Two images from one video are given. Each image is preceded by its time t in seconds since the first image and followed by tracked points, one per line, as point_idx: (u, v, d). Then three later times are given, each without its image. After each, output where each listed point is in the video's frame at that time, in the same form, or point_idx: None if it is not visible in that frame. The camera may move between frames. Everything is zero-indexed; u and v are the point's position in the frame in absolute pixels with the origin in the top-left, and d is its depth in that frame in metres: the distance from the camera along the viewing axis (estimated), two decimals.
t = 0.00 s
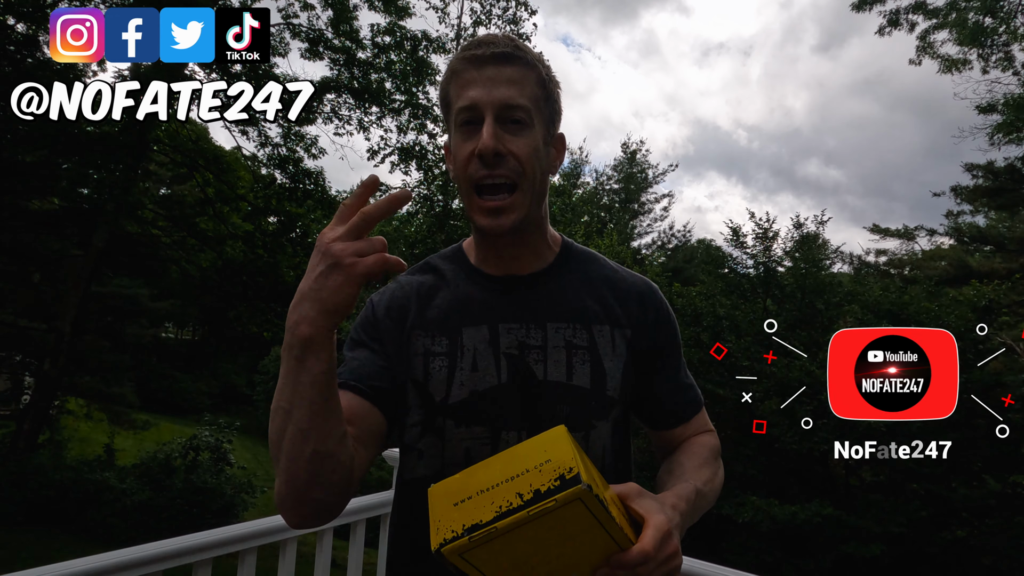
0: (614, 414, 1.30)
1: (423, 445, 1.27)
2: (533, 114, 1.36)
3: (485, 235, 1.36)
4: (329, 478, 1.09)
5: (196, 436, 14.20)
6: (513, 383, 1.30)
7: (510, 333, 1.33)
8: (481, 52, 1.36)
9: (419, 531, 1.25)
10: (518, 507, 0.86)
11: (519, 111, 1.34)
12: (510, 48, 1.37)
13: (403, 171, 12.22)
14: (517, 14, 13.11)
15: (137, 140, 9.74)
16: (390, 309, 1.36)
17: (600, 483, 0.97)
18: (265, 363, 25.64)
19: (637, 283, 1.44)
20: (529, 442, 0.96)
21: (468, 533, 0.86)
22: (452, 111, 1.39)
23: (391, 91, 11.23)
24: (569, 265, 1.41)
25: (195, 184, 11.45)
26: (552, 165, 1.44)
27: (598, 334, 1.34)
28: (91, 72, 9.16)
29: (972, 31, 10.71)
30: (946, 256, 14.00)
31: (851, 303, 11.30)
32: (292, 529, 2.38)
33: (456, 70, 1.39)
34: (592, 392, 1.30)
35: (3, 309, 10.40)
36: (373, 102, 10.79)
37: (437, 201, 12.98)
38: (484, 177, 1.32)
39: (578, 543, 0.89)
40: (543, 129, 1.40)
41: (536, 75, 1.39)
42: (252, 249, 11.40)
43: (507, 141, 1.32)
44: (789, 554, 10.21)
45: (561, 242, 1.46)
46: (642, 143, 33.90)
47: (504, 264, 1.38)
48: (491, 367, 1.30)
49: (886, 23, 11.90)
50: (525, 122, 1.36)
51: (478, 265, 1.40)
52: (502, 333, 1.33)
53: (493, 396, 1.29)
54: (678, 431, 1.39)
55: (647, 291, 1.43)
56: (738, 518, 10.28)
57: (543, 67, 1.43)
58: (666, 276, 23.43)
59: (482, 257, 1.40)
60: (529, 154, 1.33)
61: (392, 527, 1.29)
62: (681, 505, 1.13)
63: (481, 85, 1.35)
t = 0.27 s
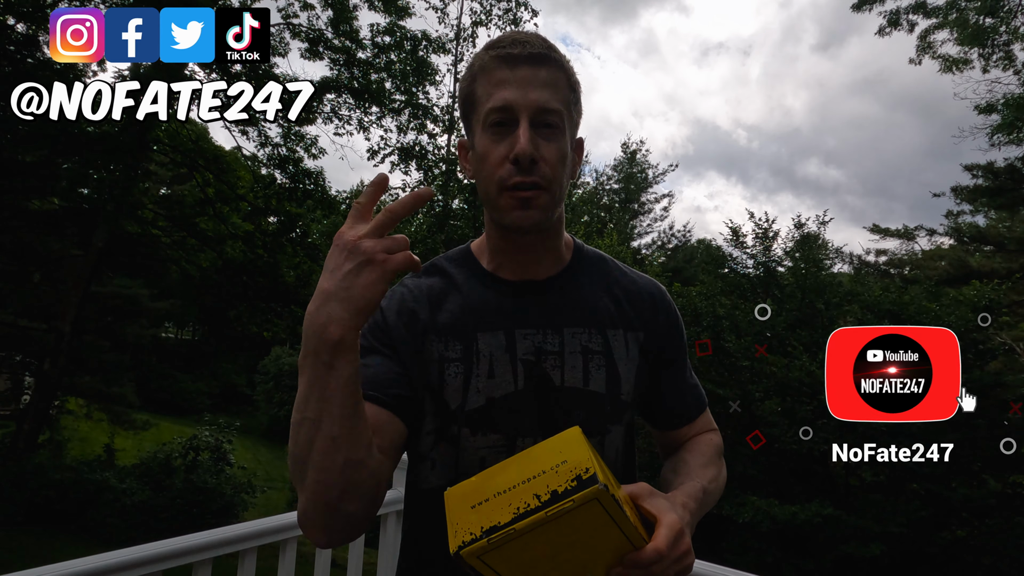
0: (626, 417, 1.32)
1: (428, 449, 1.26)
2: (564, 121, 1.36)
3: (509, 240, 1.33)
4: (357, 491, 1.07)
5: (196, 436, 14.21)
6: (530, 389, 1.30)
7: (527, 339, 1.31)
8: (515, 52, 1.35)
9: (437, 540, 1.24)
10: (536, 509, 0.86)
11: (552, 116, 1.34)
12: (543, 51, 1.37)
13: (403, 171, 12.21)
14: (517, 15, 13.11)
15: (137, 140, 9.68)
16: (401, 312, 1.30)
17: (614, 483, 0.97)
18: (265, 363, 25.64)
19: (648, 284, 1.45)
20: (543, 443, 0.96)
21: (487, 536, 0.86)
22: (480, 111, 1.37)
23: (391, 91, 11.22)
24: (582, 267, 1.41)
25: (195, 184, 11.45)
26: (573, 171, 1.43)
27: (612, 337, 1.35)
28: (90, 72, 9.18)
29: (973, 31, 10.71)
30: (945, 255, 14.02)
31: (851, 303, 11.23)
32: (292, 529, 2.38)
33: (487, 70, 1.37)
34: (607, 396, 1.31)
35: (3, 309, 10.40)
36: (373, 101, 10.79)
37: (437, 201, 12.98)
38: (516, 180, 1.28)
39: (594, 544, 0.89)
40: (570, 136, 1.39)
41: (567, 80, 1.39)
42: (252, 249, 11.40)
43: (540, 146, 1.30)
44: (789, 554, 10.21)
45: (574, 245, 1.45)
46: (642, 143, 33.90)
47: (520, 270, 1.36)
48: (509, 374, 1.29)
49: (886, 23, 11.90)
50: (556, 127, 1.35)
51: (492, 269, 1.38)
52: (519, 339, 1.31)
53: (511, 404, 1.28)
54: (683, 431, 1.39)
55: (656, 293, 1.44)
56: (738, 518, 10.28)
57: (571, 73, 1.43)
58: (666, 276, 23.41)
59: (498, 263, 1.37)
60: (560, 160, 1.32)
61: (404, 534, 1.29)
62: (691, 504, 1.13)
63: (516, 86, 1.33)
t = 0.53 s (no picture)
0: (631, 423, 1.31)
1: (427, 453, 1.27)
2: (593, 135, 1.35)
3: (530, 251, 1.32)
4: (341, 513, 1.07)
5: (196, 436, 14.21)
6: (536, 395, 1.31)
7: (532, 345, 1.33)
8: (552, 61, 1.32)
9: (439, 545, 1.24)
10: (539, 519, 0.85)
11: (584, 130, 1.33)
12: (576, 60, 1.35)
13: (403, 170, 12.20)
14: (517, 15, 13.10)
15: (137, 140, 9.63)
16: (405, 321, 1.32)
17: (619, 491, 0.96)
18: (265, 363, 25.64)
19: (652, 288, 1.44)
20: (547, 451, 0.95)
21: (490, 545, 0.85)
22: (511, 116, 1.34)
23: (391, 91, 11.22)
24: (589, 271, 1.40)
25: (195, 184, 11.45)
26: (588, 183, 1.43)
27: (618, 343, 1.34)
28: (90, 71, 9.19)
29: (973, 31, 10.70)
30: (945, 255, 14.07)
31: (852, 304, 11.26)
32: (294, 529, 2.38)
33: (521, 74, 1.34)
34: (612, 402, 1.31)
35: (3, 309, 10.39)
36: (373, 101, 10.79)
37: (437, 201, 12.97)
38: (550, 195, 1.28)
39: (598, 551, 0.88)
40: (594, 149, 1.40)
41: (596, 92, 1.38)
42: (252, 249, 11.40)
43: (573, 161, 1.30)
44: (789, 554, 10.21)
45: (580, 249, 1.45)
46: (642, 143, 33.89)
47: (529, 277, 1.36)
48: (514, 381, 1.31)
49: (885, 23, 11.90)
50: (586, 141, 1.35)
51: (501, 276, 1.38)
52: (524, 345, 1.32)
53: (518, 411, 1.30)
54: (686, 433, 1.37)
55: (661, 296, 1.43)
56: (738, 518, 10.28)
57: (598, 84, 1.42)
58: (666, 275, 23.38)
59: (508, 270, 1.37)
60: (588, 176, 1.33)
61: (408, 538, 1.28)
62: (695, 508, 1.12)
63: (551, 96, 1.31)
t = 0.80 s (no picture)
0: (621, 417, 1.27)
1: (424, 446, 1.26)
2: (557, 117, 1.34)
3: (503, 236, 1.32)
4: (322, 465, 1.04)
5: (196, 436, 14.23)
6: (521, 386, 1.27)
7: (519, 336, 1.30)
8: (508, 49, 1.33)
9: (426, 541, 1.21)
10: (500, 509, 0.84)
11: (545, 111, 1.33)
12: (535, 46, 1.35)
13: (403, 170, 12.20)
14: (517, 14, 13.11)
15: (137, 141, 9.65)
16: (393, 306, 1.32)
17: (591, 483, 0.95)
18: (265, 363, 25.66)
19: (646, 282, 1.40)
20: (515, 445, 0.95)
21: (452, 536, 0.84)
22: (475, 108, 1.36)
23: (391, 91, 11.23)
24: (579, 264, 1.38)
25: (196, 184, 11.45)
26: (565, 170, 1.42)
27: (606, 336, 1.31)
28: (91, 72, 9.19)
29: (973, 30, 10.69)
30: (946, 255, 14.04)
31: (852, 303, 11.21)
32: (293, 528, 2.38)
33: (481, 67, 1.36)
34: (600, 395, 1.27)
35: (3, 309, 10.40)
36: (373, 101, 10.79)
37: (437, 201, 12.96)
38: (512, 176, 1.29)
39: (566, 544, 0.87)
40: (564, 132, 1.38)
41: (559, 76, 1.38)
42: (252, 249, 11.40)
43: (534, 142, 1.30)
44: (789, 553, 10.21)
45: (570, 242, 1.42)
46: (642, 143, 33.89)
47: (514, 268, 1.35)
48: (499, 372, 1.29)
49: (886, 22, 11.90)
50: (550, 122, 1.34)
51: (489, 268, 1.38)
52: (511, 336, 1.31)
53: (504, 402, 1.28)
54: (687, 433, 1.31)
55: (655, 290, 1.38)
56: (738, 518, 10.29)
57: (563, 70, 1.41)
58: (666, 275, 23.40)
59: (493, 261, 1.37)
60: (554, 155, 1.32)
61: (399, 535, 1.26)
62: (682, 507, 1.08)
63: (509, 82, 1.32)
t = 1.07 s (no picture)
0: (610, 412, 1.25)
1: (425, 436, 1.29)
2: (526, 112, 1.34)
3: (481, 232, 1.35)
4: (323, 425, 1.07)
5: (196, 437, 14.24)
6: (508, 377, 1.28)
7: (505, 326, 1.31)
8: (475, 54, 1.35)
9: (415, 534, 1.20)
10: (439, 488, 0.83)
11: (513, 109, 1.33)
12: (503, 46, 1.36)
13: (403, 170, 12.20)
14: (517, 15, 13.11)
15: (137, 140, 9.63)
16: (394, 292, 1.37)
17: (550, 470, 0.92)
18: (265, 362, 25.66)
19: (640, 277, 1.36)
20: (466, 427, 0.95)
21: (397, 514, 0.85)
22: (448, 111, 1.39)
23: (391, 91, 11.22)
24: (568, 257, 1.37)
25: (195, 183, 11.46)
26: (546, 165, 1.42)
27: (595, 330, 1.29)
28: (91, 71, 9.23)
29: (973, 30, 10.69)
30: (946, 255, 13.98)
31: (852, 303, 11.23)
32: (293, 528, 2.38)
33: (452, 72, 1.38)
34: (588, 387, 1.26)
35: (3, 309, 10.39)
36: (373, 101, 10.79)
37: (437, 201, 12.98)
38: (481, 171, 1.31)
39: (514, 526, 0.85)
40: (539, 128, 1.38)
41: (529, 73, 1.38)
42: (252, 249, 11.39)
43: (502, 138, 1.31)
44: (789, 553, 10.21)
45: (562, 239, 1.42)
46: (642, 143, 33.88)
47: (500, 260, 1.36)
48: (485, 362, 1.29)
49: (885, 22, 11.90)
50: (519, 119, 1.34)
51: (478, 259, 1.40)
52: (498, 326, 1.31)
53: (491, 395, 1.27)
54: (687, 434, 1.26)
55: (649, 285, 1.35)
56: (738, 518, 10.29)
57: (535, 68, 1.41)
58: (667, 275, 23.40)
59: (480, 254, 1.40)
60: (525, 150, 1.32)
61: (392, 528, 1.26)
62: (661, 504, 1.03)
63: (477, 83, 1.34)
